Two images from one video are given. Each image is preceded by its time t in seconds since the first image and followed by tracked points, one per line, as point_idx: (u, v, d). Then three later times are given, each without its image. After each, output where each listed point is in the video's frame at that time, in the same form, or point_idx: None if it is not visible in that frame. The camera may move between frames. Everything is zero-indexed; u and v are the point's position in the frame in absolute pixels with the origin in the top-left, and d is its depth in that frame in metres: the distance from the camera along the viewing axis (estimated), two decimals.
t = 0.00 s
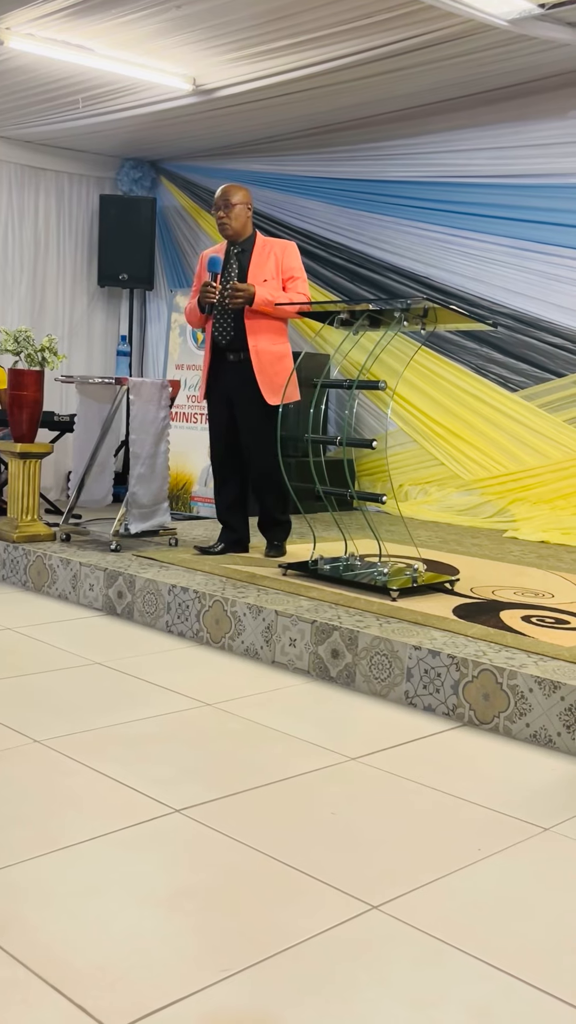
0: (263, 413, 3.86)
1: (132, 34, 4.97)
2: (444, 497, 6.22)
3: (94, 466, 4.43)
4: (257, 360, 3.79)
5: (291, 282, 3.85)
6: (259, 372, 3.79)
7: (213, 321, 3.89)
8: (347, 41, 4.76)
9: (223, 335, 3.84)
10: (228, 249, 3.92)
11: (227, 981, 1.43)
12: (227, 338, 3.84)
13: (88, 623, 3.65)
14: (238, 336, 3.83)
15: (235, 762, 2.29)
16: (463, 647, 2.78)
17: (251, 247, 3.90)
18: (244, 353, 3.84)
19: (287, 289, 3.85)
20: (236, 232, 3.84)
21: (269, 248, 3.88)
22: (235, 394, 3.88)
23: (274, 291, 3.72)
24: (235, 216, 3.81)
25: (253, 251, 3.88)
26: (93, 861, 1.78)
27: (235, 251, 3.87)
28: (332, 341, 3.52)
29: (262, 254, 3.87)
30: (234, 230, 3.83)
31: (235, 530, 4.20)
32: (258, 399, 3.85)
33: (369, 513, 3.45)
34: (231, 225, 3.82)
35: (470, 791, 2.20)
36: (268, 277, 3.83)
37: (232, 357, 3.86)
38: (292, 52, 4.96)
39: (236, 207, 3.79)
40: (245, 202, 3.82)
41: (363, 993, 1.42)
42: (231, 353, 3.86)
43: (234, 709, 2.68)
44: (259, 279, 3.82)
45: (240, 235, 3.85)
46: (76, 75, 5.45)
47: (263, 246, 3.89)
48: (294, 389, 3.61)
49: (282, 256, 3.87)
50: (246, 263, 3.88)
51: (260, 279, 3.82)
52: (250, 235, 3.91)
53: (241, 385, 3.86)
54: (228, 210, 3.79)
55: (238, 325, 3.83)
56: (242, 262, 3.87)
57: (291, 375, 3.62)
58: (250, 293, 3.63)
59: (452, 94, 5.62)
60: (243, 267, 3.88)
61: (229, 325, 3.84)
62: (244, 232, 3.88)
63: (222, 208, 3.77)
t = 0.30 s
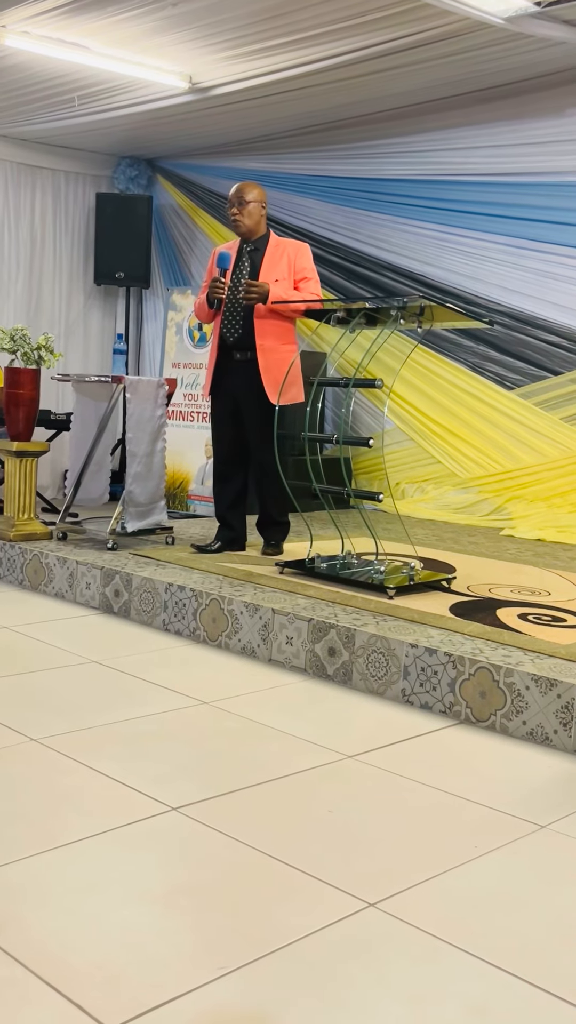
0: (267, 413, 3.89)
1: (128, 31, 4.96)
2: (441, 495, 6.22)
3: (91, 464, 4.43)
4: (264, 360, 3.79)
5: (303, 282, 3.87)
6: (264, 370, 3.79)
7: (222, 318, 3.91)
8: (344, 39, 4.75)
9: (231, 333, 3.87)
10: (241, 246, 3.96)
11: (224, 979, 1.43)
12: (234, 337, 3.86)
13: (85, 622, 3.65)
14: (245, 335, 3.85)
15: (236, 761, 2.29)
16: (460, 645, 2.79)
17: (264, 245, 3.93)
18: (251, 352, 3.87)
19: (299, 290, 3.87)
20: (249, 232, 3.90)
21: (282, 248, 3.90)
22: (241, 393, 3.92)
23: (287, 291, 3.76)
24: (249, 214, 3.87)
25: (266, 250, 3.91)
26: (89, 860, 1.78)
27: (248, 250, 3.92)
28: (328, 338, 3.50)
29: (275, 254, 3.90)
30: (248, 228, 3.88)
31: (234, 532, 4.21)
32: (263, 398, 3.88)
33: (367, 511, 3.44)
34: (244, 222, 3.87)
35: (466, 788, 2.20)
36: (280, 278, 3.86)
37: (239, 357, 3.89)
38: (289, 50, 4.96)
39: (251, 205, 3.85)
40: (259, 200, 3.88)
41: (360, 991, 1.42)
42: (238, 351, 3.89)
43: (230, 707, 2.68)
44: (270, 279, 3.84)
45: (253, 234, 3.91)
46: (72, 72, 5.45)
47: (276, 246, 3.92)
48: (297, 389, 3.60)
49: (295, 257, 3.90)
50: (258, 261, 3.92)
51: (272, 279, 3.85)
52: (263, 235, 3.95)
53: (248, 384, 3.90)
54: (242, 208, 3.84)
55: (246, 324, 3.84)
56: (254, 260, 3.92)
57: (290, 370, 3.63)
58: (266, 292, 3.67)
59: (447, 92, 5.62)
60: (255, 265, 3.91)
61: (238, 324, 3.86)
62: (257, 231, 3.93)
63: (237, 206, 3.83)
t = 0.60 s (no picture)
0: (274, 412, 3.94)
1: (122, 30, 4.97)
2: (437, 493, 6.22)
3: (86, 463, 4.43)
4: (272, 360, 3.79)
5: (315, 287, 3.88)
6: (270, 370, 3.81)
7: (233, 319, 3.95)
8: (339, 37, 4.75)
9: (241, 334, 3.91)
10: (254, 245, 3.97)
11: (219, 976, 1.44)
12: (244, 339, 3.90)
13: (80, 620, 3.65)
14: (255, 337, 3.90)
15: (233, 759, 2.29)
16: (455, 642, 2.79)
17: (277, 246, 3.95)
18: (261, 353, 3.92)
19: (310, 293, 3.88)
20: (262, 232, 3.89)
21: (295, 250, 3.91)
22: (249, 392, 3.96)
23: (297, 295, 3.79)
24: (263, 214, 3.86)
25: (278, 251, 3.93)
26: (85, 857, 1.78)
27: (261, 249, 3.93)
28: (324, 335, 3.46)
29: (287, 256, 3.91)
30: (261, 228, 3.88)
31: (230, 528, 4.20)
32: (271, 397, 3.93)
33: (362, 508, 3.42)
34: (257, 222, 3.87)
35: (460, 785, 2.21)
36: (292, 281, 3.87)
37: (248, 357, 3.93)
38: (284, 48, 4.96)
39: (264, 205, 3.84)
40: (273, 199, 3.87)
41: (356, 988, 1.43)
42: (247, 352, 3.93)
43: (226, 705, 2.69)
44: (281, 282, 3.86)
45: (266, 233, 3.92)
46: (66, 71, 5.44)
47: (289, 246, 3.93)
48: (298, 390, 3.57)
49: (307, 260, 3.91)
50: (270, 263, 3.94)
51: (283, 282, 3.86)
52: (277, 235, 3.96)
53: (256, 384, 3.94)
54: (256, 207, 3.84)
55: (256, 326, 3.89)
56: (267, 261, 3.94)
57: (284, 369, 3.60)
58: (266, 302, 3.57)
59: (442, 90, 5.63)
60: (267, 266, 3.94)
61: (248, 326, 3.90)
62: (270, 231, 3.94)
63: (251, 205, 3.83)
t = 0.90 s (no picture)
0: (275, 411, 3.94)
1: (118, 27, 4.96)
2: (434, 491, 6.22)
3: (83, 462, 4.43)
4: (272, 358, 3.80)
5: (319, 289, 3.90)
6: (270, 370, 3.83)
7: (237, 319, 3.93)
8: (335, 35, 4.75)
9: (245, 333, 3.90)
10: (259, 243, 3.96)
11: (216, 974, 1.44)
12: (247, 338, 3.89)
13: (77, 619, 3.65)
14: (258, 336, 3.90)
15: (230, 756, 2.29)
16: (452, 640, 2.79)
17: (282, 246, 3.95)
18: (263, 352, 3.94)
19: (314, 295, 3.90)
20: (269, 232, 3.90)
21: (300, 250, 3.92)
22: (252, 390, 3.97)
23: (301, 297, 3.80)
24: (268, 214, 3.85)
25: (284, 252, 3.93)
26: (82, 854, 1.78)
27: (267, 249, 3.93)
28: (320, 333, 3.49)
29: (292, 256, 3.92)
30: (267, 228, 3.88)
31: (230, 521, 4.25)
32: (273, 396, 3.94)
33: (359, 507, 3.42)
34: (262, 222, 3.86)
35: (456, 783, 2.21)
36: (296, 282, 3.89)
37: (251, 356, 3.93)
38: (281, 45, 4.95)
39: (270, 205, 3.83)
40: (278, 198, 3.85)
41: (353, 985, 1.43)
42: (251, 350, 3.92)
43: (222, 702, 2.69)
44: (286, 284, 3.87)
45: (272, 233, 3.91)
46: (62, 68, 5.43)
47: (294, 246, 3.93)
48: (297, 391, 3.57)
49: (312, 262, 3.92)
50: (276, 263, 3.94)
51: (288, 284, 3.87)
52: (283, 235, 3.96)
53: (259, 383, 3.95)
54: (261, 208, 3.83)
55: (260, 326, 3.89)
56: (272, 261, 3.94)
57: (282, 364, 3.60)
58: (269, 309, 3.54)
59: (438, 88, 5.62)
60: (272, 266, 3.93)
61: (252, 325, 3.89)
62: (276, 231, 3.94)
63: (256, 206, 3.81)
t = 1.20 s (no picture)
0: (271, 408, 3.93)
1: (116, 25, 4.94)
2: (431, 489, 6.22)
3: (81, 460, 4.42)
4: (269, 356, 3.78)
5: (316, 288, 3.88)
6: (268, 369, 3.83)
7: (236, 318, 3.95)
8: (333, 32, 4.74)
9: (243, 330, 3.91)
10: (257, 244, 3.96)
11: (216, 973, 1.43)
12: (245, 335, 3.90)
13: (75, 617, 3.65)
14: (256, 333, 3.90)
15: (228, 755, 2.29)
16: (450, 638, 2.80)
17: (280, 245, 3.94)
18: (260, 352, 3.93)
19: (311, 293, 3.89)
20: (265, 232, 3.89)
21: (297, 249, 3.91)
22: (249, 388, 3.97)
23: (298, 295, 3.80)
24: (266, 214, 3.84)
25: (282, 251, 3.93)
26: (81, 854, 1.78)
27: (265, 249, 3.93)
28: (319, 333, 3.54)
29: (290, 255, 3.91)
30: (264, 229, 3.87)
31: (235, 514, 4.30)
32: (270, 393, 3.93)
33: (357, 505, 3.44)
34: (260, 222, 3.85)
35: (455, 781, 2.21)
36: (295, 280, 3.87)
37: (247, 353, 3.93)
38: (278, 43, 4.94)
39: (267, 206, 3.83)
40: (276, 198, 3.84)
41: (353, 985, 1.43)
42: (247, 347, 3.93)
43: (221, 701, 2.68)
44: (284, 283, 3.86)
45: (270, 233, 3.91)
46: (59, 66, 5.42)
47: (292, 245, 3.92)
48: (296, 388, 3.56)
49: (310, 260, 3.91)
50: (273, 262, 3.94)
51: (286, 283, 3.86)
52: (280, 234, 3.95)
53: (257, 380, 3.95)
54: (259, 208, 3.82)
55: (258, 323, 3.89)
56: (270, 260, 3.94)
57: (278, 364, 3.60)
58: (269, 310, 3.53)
59: (436, 86, 5.62)
60: (270, 265, 3.94)
61: (249, 323, 3.90)
62: (273, 231, 3.93)
63: (254, 207, 3.80)
